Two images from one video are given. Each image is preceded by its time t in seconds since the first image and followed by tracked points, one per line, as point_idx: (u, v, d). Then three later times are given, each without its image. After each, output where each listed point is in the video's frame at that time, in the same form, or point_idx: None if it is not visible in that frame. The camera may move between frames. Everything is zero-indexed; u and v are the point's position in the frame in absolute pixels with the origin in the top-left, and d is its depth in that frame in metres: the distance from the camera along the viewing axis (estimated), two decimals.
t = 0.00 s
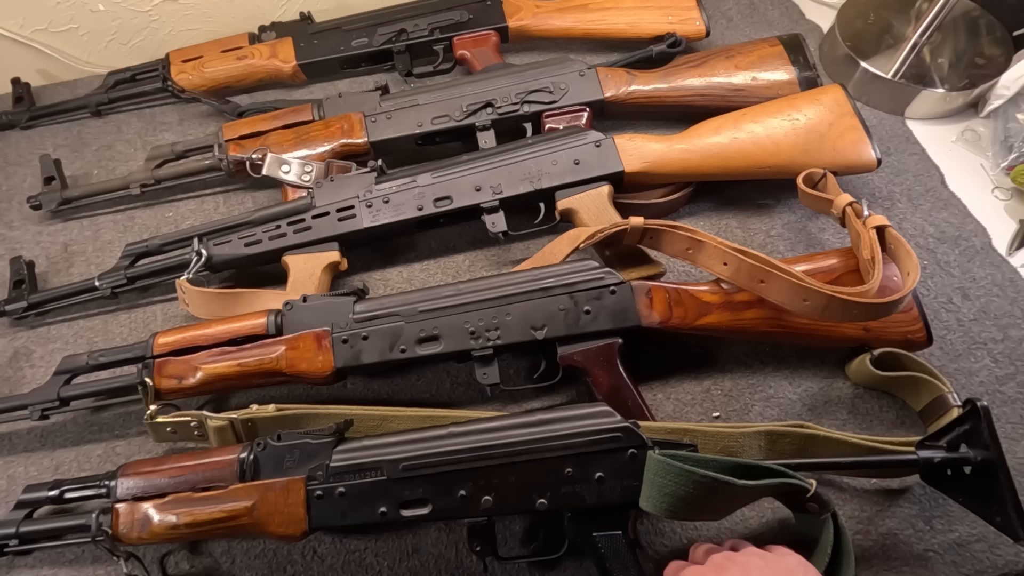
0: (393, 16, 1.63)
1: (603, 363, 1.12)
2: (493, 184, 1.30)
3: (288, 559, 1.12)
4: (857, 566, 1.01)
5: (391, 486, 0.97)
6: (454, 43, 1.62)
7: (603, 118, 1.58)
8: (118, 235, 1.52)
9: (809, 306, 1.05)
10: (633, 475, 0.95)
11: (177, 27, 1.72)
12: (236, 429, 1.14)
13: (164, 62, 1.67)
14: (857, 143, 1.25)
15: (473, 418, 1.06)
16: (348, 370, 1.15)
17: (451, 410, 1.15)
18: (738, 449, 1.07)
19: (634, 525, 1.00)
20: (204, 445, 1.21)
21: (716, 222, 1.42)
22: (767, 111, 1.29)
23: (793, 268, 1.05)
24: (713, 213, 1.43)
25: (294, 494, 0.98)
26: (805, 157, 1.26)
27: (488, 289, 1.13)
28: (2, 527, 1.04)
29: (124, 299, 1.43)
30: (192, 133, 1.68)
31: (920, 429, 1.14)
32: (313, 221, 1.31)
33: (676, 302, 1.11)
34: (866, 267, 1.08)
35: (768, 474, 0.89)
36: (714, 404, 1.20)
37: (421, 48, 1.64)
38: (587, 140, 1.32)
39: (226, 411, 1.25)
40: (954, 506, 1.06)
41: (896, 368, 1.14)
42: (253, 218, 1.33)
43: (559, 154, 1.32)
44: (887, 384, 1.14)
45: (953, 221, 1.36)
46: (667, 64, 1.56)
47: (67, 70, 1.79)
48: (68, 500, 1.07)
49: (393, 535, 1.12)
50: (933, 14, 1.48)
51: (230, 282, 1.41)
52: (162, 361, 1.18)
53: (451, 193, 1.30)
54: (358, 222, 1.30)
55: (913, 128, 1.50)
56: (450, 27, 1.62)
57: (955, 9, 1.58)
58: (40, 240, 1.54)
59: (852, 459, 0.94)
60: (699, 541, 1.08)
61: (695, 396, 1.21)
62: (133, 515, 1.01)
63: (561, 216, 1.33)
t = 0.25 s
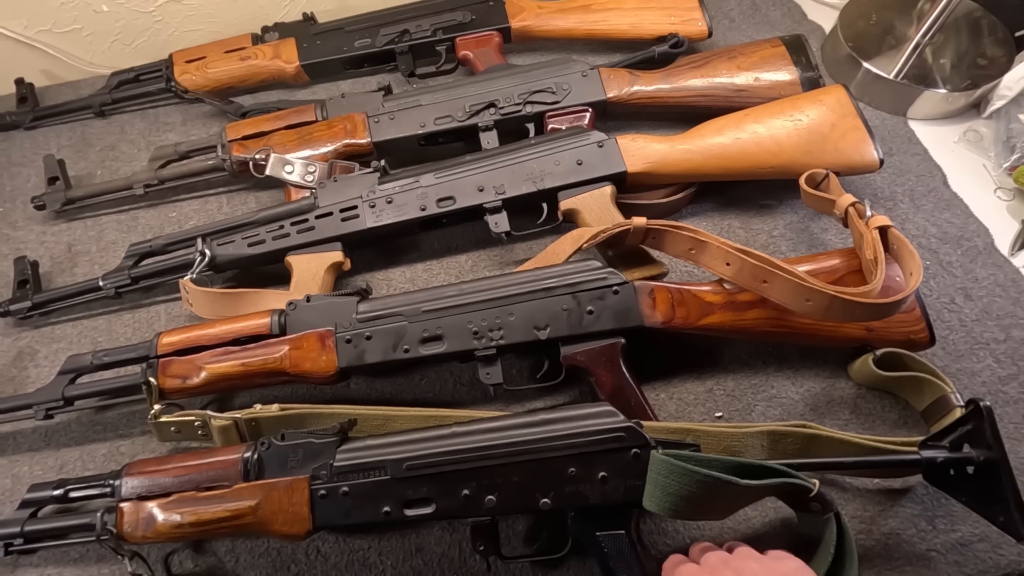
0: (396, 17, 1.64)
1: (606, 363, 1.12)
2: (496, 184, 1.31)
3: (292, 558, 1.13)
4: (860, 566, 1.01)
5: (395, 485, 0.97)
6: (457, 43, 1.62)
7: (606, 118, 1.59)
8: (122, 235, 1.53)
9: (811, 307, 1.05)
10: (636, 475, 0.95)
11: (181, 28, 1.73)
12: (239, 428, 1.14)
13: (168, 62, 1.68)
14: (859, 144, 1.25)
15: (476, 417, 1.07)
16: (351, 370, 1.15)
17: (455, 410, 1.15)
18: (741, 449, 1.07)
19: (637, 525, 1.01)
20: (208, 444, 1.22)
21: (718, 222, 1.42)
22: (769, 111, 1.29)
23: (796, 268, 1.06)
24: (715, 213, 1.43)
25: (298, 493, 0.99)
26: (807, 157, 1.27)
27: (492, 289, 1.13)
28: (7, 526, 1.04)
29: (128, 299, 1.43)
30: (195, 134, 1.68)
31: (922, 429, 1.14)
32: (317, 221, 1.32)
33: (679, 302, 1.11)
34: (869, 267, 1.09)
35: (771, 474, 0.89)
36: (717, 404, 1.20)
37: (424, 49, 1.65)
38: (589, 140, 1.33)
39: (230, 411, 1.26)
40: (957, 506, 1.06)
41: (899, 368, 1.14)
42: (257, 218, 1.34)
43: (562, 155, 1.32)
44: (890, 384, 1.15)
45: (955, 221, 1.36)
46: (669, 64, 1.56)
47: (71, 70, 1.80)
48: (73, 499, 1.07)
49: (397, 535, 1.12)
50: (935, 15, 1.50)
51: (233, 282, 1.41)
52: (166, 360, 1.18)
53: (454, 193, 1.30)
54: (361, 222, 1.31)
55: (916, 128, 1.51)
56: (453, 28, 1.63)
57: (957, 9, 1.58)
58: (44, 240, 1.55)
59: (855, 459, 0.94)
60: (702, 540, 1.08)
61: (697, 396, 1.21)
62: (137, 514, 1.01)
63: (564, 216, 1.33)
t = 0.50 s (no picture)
0: (394, 16, 1.63)
1: (605, 363, 1.11)
2: (495, 183, 1.30)
3: (290, 559, 1.12)
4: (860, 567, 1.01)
5: (393, 486, 0.97)
6: (456, 42, 1.62)
7: (605, 118, 1.58)
8: (120, 235, 1.52)
9: (811, 306, 1.05)
10: (635, 476, 0.95)
11: (179, 27, 1.72)
12: (237, 428, 1.14)
13: (166, 61, 1.67)
14: (859, 143, 1.24)
15: (475, 418, 1.06)
16: (350, 370, 1.15)
17: (453, 410, 1.15)
18: (741, 449, 1.07)
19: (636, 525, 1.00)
20: (206, 444, 1.21)
21: (718, 221, 1.41)
22: (769, 110, 1.29)
23: (795, 268, 1.05)
24: (715, 212, 1.43)
25: (296, 493, 0.98)
26: (807, 156, 1.26)
27: (490, 289, 1.13)
28: (4, 526, 1.04)
29: (126, 299, 1.43)
30: (193, 133, 1.68)
31: (923, 429, 1.14)
32: (315, 220, 1.31)
33: (679, 301, 1.10)
34: (869, 267, 1.08)
35: (771, 474, 0.88)
36: (717, 404, 1.20)
37: (423, 48, 1.64)
38: (589, 140, 1.32)
39: (227, 411, 1.25)
40: (958, 507, 1.06)
41: (899, 368, 1.14)
42: (255, 218, 1.33)
43: (561, 154, 1.32)
44: (890, 384, 1.14)
45: (956, 220, 1.36)
46: (669, 63, 1.56)
47: (69, 70, 1.79)
48: (70, 500, 1.07)
49: (395, 536, 1.12)
50: (935, 14, 1.49)
51: (231, 282, 1.41)
52: (163, 361, 1.18)
53: (453, 192, 1.30)
54: (359, 221, 1.30)
55: (916, 128, 1.50)
56: (452, 27, 1.62)
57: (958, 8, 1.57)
58: (42, 240, 1.54)
59: (855, 460, 0.94)
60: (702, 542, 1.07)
61: (697, 396, 1.21)
62: (134, 515, 1.01)
63: (563, 216, 1.33)
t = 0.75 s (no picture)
0: (393, 17, 1.63)
1: (602, 364, 1.11)
2: (493, 185, 1.30)
3: (287, 560, 1.12)
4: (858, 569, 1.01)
5: (390, 487, 0.97)
6: (455, 43, 1.62)
7: (604, 119, 1.58)
8: (119, 236, 1.52)
9: (809, 308, 1.05)
10: (633, 477, 0.95)
11: (178, 28, 1.72)
12: (235, 430, 1.14)
13: (165, 63, 1.67)
14: (858, 144, 1.24)
15: (472, 419, 1.06)
16: (348, 371, 1.15)
17: (451, 411, 1.15)
18: (738, 451, 1.06)
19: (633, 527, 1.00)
20: (204, 446, 1.21)
21: (717, 223, 1.41)
22: (767, 112, 1.29)
23: (793, 269, 1.05)
24: (714, 213, 1.43)
25: (293, 495, 0.98)
26: (805, 158, 1.26)
27: (488, 290, 1.13)
28: (2, 528, 1.04)
29: (124, 300, 1.43)
30: (192, 134, 1.68)
31: (921, 431, 1.14)
32: (313, 222, 1.31)
33: (676, 303, 1.10)
34: (867, 269, 1.08)
35: (768, 476, 0.88)
36: (715, 405, 1.20)
37: (421, 49, 1.64)
38: (587, 141, 1.32)
39: (226, 412, 1.25)
40: (956, 509, 1.06)
41: (897, 370, 1.14)
42: (254, 219, 1.33)
43: (559, 155, 1.32)
44: (888, 386, 1.14)
45: (954, 222, 1.36)
46: (667, 64, 1.56)
47: (68, 71, 1.80)
48: (68, 501, 1.07)
49: (393, 537, 1.12)
50: (934, 15, 1.47)
51: (229, 283, 1.41)
52: (161, 362, 1.18)
53: (451, 194, 1.30)
54: (358, 223, 1.30)
55: (915, 129, 1.50)
56: (451, 28, 1.62)
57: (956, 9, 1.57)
58: (41, 241, 1.54)
59: (852, 462, 0.94)
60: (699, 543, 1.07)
61: (695, 397, 1.21)
62: (132, 516, 1.01)
63: (561, 217, 1.33)
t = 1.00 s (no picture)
0: (390, 17, 1.63)
1: (598, 365, 1.11)
2: (489, 185, 1.30)
3: (282, 561, 1.12)
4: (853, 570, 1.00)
5: (385, 488, 0.96)
6: (452, 44, 1.62)
7: (601, 119, 1.58)
8: (115, 236, 1.52)
9: (805, 309, 1.05)
10: (628, 478, 0.95)
11: (175, 28, 1.72)
12: (230, 430, 1.14)
13: (162, 63, 1.67)
14: (855, 145, 1.24)
15: (467, 420, 1.06)
16: (343, 372, 1.14)
17: (447, 412, 1.14)
18: (734, 451, 1.06)
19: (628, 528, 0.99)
20: (199, 446, 1.21)
21: (713, 223, 1.41)
22: (764, 112, 1.28)
23: (789, 270, 1.05)
24: (710, 214, 1.43)
25: (288, 496, 0.98)
26: (802, 158, 1.26)
27: (484, 291, 1.12)
28: None
29: (120, 300, 1.43)
30: (189, 134, 1.68)
31: (917, 432, 1.14)
32: (309, 222, 1.31)
33: (672, 303, 1.10)
34: (864, 269, 1.08)
35: (763, 478, 0.88)
36: (711, 406, 1.19)
37: (418, 49, 1.64)
38: (583, 141, 1.32)
39: (221, 413, 1.25)
40: (952, 510, 1.06)
41: (894, 371, 1.13)
42: (250, 219, 1.33)
43: (556, 155, 1.31)
44: (885, 387, 1.14)
45: (951, 222, 1.35)
46: (665, 65, 1.56)
47: (65, 71, 1.79)
48: (62, 502, 1.06)
49: (388, 538, 1.12)
50: (932, 15, 1.47)
51: (225, 284, 1.41)
52: (156, 362, 1.18)
53: (447, 194, 1.30)
54: (354, 223, 1.30)
55: (912, 129, 1.50)
56: (448, 28, 1.62)
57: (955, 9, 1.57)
58: (37, 241, 1.54)
59: (848, 463, 0.94)
60: (695, 544, 1.07)
61: (691, 398, 1.20)
62: (126, 517, 1.01)
63: (558, 217, 1.33)
